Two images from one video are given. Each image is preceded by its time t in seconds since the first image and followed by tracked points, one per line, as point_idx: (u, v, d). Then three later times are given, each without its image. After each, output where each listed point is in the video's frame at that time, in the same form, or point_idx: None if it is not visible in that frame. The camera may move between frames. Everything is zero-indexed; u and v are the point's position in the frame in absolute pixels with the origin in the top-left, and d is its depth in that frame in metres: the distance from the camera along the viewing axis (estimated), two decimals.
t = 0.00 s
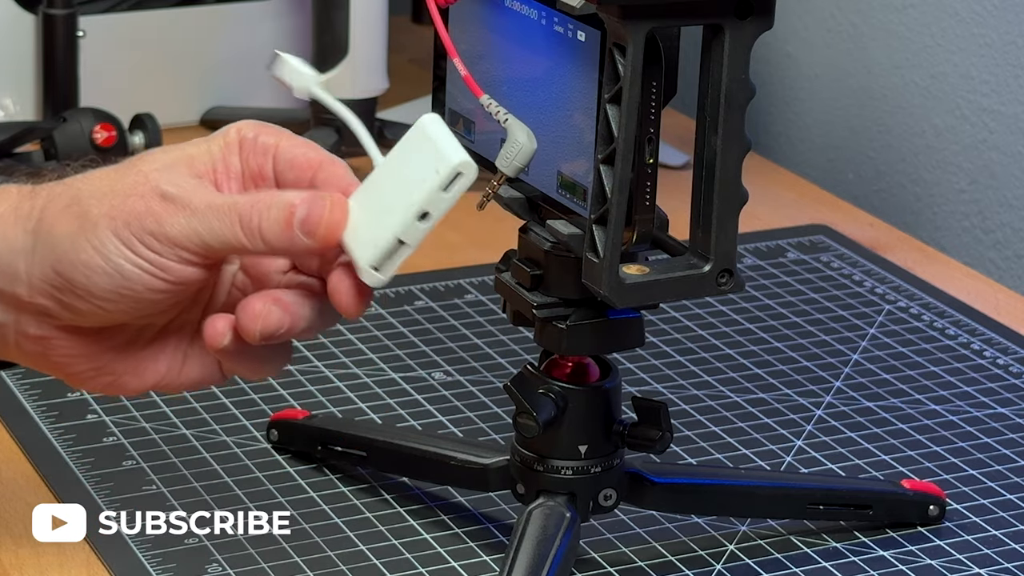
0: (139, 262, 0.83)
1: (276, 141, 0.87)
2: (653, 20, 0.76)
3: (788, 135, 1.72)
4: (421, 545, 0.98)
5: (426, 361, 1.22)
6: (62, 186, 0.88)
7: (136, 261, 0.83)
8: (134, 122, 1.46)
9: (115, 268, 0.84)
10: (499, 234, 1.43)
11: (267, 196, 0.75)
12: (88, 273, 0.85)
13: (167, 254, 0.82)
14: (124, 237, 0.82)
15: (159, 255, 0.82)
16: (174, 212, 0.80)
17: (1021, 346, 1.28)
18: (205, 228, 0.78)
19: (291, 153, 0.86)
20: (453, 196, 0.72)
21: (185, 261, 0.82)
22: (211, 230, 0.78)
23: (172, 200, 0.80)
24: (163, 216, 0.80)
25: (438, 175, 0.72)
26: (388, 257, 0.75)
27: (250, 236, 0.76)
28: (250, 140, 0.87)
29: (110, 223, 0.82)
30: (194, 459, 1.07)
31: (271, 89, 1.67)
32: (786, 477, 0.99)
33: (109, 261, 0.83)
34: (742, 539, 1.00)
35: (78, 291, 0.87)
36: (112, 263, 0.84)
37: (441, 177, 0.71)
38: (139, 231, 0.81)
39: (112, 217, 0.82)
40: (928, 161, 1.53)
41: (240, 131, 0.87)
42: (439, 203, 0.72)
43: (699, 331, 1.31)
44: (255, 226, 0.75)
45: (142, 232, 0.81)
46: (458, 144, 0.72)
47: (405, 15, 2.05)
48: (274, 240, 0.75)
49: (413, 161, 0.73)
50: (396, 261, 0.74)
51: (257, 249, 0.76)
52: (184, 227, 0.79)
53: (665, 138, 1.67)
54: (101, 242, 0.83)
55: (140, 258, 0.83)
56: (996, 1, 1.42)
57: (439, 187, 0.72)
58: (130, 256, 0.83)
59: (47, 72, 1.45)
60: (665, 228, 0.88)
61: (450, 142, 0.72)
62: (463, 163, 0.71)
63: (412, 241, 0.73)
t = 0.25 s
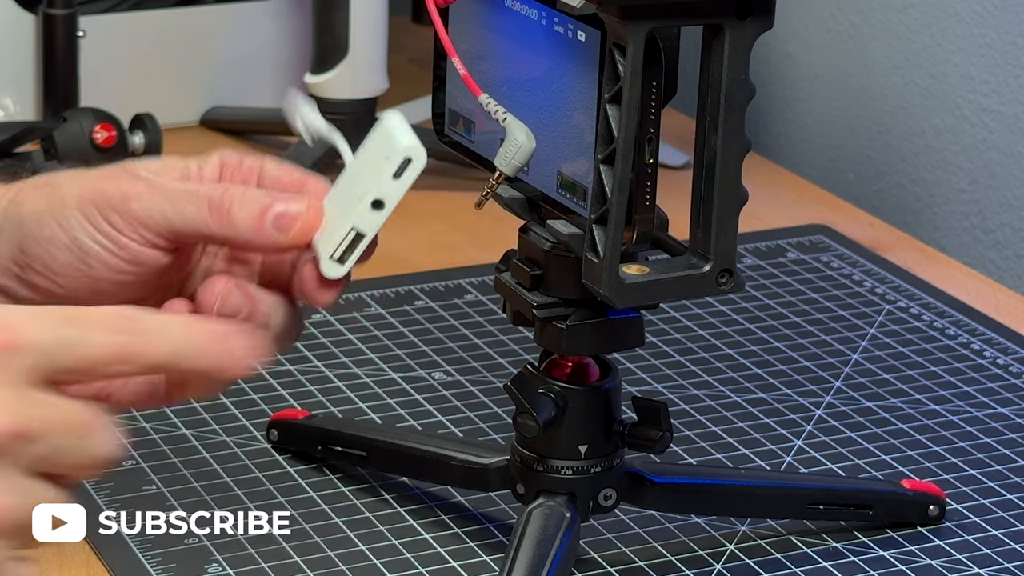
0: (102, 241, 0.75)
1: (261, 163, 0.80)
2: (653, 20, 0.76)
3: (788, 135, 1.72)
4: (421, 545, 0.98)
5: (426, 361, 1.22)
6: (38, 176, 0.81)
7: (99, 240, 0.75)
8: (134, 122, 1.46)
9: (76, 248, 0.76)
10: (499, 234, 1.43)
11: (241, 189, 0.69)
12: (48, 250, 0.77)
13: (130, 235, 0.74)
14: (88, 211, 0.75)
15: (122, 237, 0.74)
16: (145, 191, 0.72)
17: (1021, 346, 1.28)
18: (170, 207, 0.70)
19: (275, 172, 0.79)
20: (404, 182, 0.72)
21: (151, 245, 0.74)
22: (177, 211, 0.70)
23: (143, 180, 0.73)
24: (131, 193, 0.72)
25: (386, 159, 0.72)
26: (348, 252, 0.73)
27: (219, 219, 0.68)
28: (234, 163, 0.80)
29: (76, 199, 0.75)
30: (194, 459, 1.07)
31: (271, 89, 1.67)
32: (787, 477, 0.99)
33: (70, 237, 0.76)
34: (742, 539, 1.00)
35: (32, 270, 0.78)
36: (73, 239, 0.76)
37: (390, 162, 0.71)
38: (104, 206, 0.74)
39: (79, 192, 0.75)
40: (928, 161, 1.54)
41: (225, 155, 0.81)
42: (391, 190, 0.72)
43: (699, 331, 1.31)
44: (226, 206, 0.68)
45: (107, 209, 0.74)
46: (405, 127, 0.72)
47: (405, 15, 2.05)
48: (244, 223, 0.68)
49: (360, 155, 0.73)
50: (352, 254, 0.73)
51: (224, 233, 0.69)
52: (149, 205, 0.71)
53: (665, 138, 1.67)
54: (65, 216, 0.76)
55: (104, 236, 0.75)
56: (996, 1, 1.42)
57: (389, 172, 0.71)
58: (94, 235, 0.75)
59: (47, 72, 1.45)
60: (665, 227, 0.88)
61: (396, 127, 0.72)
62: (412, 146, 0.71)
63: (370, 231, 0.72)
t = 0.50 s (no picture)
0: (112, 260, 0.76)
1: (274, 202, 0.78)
2: (653, 20, 0.76)
3: (788, 135, 1.72)
4: (421, 545, 0.98)
5: (426, 361, 1.22)
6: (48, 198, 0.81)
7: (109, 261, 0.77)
8: (134, 123, 1.46)
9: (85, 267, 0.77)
10: (499, 234, 1.43)
11: (256, 216, 0.72)
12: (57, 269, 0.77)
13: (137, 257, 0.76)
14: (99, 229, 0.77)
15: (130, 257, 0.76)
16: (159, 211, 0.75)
17: (1021, 346, 1.28)
18: (185, 227, 0.74)
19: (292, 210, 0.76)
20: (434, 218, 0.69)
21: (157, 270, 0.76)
22: (195, 235, 0.74)
23: (161, 203, 0.76)
24: (145, 213, 0.75)
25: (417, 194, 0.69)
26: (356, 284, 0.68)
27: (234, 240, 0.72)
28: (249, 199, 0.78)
29: (91, 217, 0.77)
30: (193, 458, 1.07)
31: (271, 89, 1.68)
32: (786, 477, 0.99)
33: (82, 255, 0.77)
34: (742, 539, 1.00)
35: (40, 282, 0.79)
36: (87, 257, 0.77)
37: (421, 197, 0.69)
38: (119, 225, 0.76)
39: (93, 212, 0.77)
40: (928, 161, 1.54)
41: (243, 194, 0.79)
42: (417, 227, 0.69)
43: (699, 331, 1.31)
44: (240, 229, 0.72)
45: (123, 228, 0.76)
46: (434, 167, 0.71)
47: (405, 15, 2.05)
48: (256, 243, 0.71)
49: (385, 192, 0.70)
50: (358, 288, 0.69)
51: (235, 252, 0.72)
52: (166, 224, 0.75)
53: (665, 138, 1.67)
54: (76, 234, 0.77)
55: (115, 256, 0.76)
56: (996, 1, 1.42)
57: (419, 208, 0.69)
58: (105, 254, 0.77)
59: (47, 72, 1.45)
60: (665, 228, 0.88)
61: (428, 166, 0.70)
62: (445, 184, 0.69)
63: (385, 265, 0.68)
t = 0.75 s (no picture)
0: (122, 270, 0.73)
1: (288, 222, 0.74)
2: (653, 20, 0.76)
3: (788, 135, 1.72)
4: (421, 545, 0.98)
5: (426, 361, 1.22)
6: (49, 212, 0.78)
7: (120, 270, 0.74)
8: (134, 123, 1.46)
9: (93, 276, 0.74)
10: (499, 234, 1.43)
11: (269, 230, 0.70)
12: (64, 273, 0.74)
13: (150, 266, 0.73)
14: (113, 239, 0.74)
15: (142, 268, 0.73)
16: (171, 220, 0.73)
17: (1021, 346, 1.28)
18: (199, 238, 0.72)
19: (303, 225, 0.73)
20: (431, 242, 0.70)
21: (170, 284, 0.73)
22: (209, 245, 0.71)
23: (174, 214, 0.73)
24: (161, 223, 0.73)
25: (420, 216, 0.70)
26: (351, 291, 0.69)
27: (247, 254, 0.70)
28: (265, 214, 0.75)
29: (103, 225, 0.75)
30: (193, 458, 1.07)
31: (271, 89, 1.68)
32: (787, 477, 0.99)
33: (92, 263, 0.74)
34: (742, 539, 1.00)
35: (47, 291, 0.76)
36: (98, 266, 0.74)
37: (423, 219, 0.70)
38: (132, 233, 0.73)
39: (106, 222, 0.75)
40: (928, 161, 1.53)
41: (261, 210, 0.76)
42: (414, 250, 0.70)
43: (699, 331, 1.31)
44: (253, 242, 0.70)
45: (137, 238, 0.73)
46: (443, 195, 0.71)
47: (405, 15, 2.05)
48: (268, 260, 0.69)
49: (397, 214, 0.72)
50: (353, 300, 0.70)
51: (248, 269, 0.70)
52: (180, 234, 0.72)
53: (665, 138, 1.67)
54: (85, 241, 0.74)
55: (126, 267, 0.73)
56: (996, 1, 1.42)
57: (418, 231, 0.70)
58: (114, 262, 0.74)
59: (47, 72, 1.45)
60: (665, 228, 0.88)
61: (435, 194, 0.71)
62: (446, 211, 0.70)
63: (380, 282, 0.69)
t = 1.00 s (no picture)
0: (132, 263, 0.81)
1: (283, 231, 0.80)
2: (653, 20, 0.76)
3: (788, 135, 1.72)
4: (421, 545, 0.98)
5: (426, 361, 1.22)
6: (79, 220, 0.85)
7: (129, 263, 0.82)
8: (134, 122, 1.46)
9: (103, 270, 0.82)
10: (499, 234, 1.43)
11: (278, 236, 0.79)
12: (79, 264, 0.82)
13: (162, 261, 0.81)
14: (124, 235, 0.81)
15: (154, 264, 0.81)
16: (178, 221, 0.80)
17: (1021, 346, 1.28)
18: (207, 235, 0.79)
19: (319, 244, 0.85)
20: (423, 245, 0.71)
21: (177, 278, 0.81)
22: (218, 242, 0.79)
23: (184, 216, 0.81)
24: (171, 225, 0.80)
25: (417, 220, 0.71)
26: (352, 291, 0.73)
27: (255, 252, 0.78)
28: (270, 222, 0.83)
29: (119, 225, 0.82)
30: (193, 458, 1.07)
31: (271, 89, 1.67)
32: (786, 477, 0.99)
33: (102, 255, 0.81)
34: (742, 539, 1.00)
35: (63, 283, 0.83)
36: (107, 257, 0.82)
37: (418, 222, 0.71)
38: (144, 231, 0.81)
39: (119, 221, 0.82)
40: (928, 161, 1.54)
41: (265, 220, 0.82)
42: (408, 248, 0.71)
43: (699, 331, 1.31)
44: (263, 244, 0.78)
45: (148, 234, 0.81)
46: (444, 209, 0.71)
47: (404, 15, 2.05)
48: (272, 261, 0.77)
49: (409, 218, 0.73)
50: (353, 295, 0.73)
51: (253, 265, 0.78)
52: (190, 231, 0.80)
53: (665, 138, 1.67)
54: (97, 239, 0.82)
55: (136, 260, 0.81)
56: (996, 1, 1.42)
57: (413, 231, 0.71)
58: (124, 256, 0.82)
59: (47, 72, 1.45)
60: (665, 227, 0.88)
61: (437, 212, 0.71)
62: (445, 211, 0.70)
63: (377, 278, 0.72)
